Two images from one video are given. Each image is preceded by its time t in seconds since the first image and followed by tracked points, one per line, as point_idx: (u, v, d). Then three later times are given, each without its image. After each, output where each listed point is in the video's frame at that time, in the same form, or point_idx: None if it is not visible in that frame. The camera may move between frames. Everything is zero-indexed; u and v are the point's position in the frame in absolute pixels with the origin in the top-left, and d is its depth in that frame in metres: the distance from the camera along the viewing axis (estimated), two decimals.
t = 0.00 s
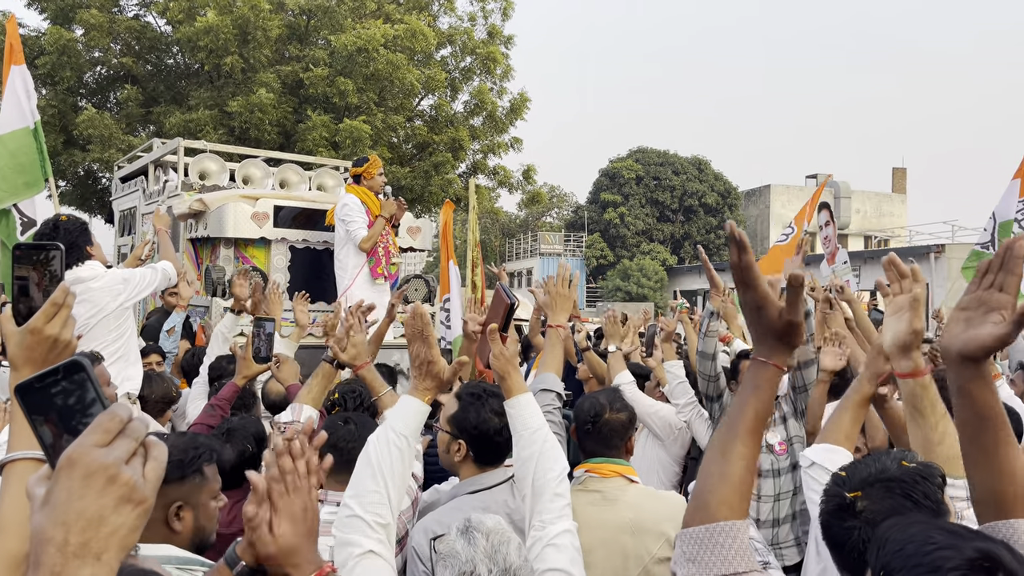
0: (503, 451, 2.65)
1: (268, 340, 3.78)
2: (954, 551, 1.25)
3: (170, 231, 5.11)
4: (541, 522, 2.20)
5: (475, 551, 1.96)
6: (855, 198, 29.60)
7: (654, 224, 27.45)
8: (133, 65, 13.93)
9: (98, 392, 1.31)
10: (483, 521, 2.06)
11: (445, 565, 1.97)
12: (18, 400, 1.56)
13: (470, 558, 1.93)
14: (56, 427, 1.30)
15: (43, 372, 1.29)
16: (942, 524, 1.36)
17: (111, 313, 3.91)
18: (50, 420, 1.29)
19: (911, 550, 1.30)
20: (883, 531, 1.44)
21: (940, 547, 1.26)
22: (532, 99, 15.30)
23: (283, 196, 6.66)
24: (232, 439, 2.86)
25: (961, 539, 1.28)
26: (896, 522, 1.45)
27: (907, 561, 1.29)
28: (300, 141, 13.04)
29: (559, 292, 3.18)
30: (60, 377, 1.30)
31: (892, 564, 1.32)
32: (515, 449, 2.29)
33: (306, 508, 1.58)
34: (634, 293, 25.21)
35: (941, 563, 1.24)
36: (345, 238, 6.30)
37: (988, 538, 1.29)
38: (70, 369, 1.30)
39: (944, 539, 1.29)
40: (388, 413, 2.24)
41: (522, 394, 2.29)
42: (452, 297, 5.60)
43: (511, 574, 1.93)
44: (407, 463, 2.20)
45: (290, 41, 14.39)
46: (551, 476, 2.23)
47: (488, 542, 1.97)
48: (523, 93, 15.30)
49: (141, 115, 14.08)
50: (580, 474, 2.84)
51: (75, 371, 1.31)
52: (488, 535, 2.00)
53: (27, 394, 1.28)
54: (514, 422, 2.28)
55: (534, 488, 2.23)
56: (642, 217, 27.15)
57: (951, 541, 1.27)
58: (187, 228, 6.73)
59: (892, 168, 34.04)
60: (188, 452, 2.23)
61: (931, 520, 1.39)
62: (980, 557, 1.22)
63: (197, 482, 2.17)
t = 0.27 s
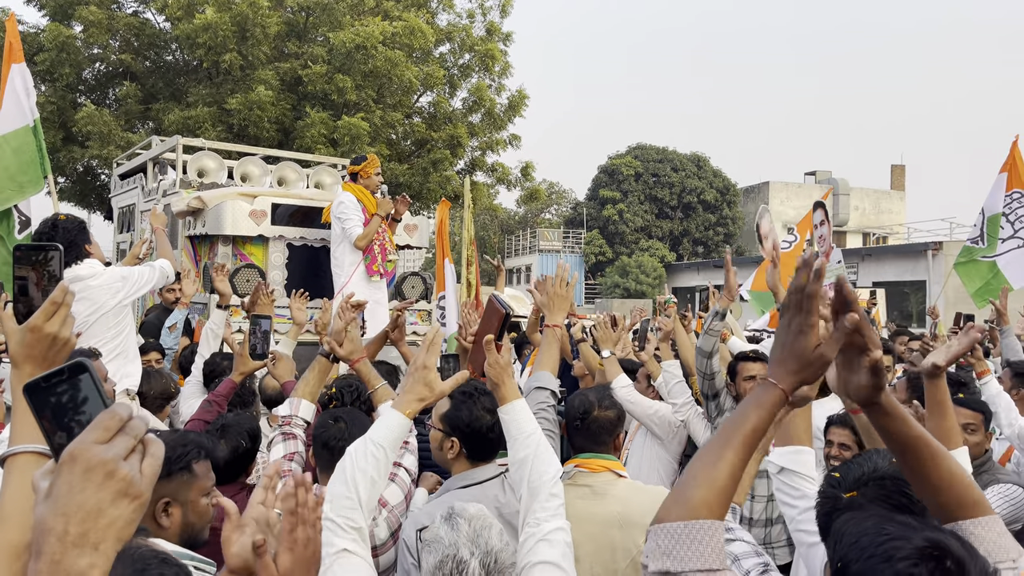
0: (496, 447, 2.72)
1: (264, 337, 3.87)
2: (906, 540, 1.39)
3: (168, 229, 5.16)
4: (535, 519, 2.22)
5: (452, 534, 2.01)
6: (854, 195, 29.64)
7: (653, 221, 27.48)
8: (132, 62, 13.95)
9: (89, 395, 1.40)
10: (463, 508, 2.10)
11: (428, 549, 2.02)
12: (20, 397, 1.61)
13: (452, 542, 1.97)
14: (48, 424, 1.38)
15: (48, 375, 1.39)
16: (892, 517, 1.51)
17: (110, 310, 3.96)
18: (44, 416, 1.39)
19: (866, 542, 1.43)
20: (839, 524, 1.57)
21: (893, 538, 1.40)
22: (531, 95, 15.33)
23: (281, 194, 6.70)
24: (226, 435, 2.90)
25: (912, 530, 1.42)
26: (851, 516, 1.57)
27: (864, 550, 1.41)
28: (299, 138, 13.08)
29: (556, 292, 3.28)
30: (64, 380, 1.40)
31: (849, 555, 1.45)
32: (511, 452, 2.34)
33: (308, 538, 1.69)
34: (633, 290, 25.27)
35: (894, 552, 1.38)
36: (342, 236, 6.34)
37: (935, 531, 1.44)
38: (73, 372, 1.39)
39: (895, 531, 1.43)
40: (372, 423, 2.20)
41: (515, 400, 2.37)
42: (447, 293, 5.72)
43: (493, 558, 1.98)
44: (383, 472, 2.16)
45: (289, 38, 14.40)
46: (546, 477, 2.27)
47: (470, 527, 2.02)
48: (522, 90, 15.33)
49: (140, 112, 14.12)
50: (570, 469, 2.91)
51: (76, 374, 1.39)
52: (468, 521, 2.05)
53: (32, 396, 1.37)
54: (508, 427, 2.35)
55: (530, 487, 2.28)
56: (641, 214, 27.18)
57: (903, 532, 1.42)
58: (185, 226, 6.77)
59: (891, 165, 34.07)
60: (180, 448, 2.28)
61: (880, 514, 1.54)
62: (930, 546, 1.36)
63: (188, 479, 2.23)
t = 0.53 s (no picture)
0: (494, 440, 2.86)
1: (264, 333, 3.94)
2: (859, 522, 1.55)
3: (171, 228, 5.23)
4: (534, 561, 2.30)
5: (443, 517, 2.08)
6: (855, 192, 29.65)
7: (654, 219, 27.51)
8: (134, 60, 14.00)
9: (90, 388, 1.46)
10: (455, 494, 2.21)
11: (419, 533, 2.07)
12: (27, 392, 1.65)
13: (443, 523, 2.04)
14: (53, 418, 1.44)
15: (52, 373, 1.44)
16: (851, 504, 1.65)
17: (114, 307, 4.02)
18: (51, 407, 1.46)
19: (827, 527, 1.58)
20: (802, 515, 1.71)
21: (851, 522, 1.55)
22: (532, 93, 15.37)
23: (282, 192, 6.76)
24: (223, 430, 2.96)
25: (868, 514, 1.58)
26: (813, 507, 1.71)
27: (826, 533, 1.56)
28: (300, 136, 13.14)
29: (554, 294, 3.37)
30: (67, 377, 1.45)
31: (812, 540, 1.59)
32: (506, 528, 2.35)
33: None
34: (634, 287, 25.34)
35: (851, 534, 1.53)
36: (342, 234, 6.41)
37: (891, 514, 1.59)
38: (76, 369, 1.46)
39: (853, 516, 1.58)
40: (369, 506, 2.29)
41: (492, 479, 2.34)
42: (446, 290, 5.77)
43: (481, 536, 2.03)
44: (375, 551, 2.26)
45: (291, 36, 14.43)
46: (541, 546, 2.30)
47: (459, 510, 2.08)
48: (523, 87, 15.37)
49: (143, 109, 14.18)
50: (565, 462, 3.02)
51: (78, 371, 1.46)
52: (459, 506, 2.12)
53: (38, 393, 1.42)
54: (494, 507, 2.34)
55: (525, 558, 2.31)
56: (642, 211, 27.22)
57: (860, 516, 1.57)
58: (187, 223, 6.84)
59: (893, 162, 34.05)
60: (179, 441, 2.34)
61: (840, 502, 1.69)
62: (884, 526, 1.52)
63: (188, 471, 2.29)
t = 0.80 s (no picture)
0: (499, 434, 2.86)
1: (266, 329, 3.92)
2: (841, 507, 1.58)
3: (175, 226, 5.27)
4: None
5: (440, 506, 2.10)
6: (858, 189, 29.63)
7: (657, 216, 27.52)
8: (137, 58, 14.04)
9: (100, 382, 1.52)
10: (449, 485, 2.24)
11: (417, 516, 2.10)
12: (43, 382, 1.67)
13: (439, 500, 2.07)
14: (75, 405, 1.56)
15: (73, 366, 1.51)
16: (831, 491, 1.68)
17: (121, 304, 4.06)
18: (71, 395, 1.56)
19: (810, 513, 1.60)
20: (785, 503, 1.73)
21: (832, 506, 1.58)
22: (534, 90, 15.39)
23: (286, 190, 6.79)
24: (227, 424, 2.99)
25: (847, 500, 1.61)
26: (798, 492, 1.72)
27: (809, 518, 1.58)
28: (303, 134, 13.17)
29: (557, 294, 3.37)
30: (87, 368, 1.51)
31: (795, 526, 1.61)
32: None
33: None
34: (637, 285, 25.37)
35: (832, 518, 1.56)
36: (345, 233, 6.46)
37: (870, 500, 1.63)
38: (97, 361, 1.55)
39: (835, 501, 1.60)
40: None
41: None
42: (450, 287, 5.81)
43: (475, 511, 2.07)
44: None
45: (293, 34, 14.46)
46: None
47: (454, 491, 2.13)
48: (525, 85, 15.40)
49: (146, 108, 14.22)
50: (568, 453, 3.13)
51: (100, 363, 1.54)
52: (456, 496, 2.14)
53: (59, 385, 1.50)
54: None
55: None
56: (645, 209, 27.23)
57: (841, 502, 1.59)
58: (192, 221, 6.88)
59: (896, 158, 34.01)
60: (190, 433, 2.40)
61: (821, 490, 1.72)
62: (863, 512, 1.55)
63: (198, 462, 2.34)
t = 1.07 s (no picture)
0: (501, 429, 2.88)
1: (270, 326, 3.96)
2: (826, 501, 1.61)
3: (179, 225, 5.28)
4: None
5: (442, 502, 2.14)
6: (860, 184, 29.60)
7: (658, 212, 27.51)
8: (138, 56, 14.05)
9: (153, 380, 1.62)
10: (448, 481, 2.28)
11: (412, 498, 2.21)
12: (52, 374, 1.66)
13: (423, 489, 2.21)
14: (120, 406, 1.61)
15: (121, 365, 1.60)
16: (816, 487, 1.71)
17: (126, 301, 4.08)
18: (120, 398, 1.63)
19: (795, 509, 1.62)
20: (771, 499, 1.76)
21: (816, 501, 1.61)
22: (535, 87, 15.39)
23: (288, 187, 6.80)
24: (232, 419, 3.01)
25: (831, 494, 1.64)
26: (784, 491, 1.75)
27: (794, 512, 1.62)
28: (304, 131, 13.18)
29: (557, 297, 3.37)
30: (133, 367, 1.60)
31: (781, 520, 1.64)
32: None
33: None
34: (638, 281, 25.38)
35: (816, 511, 1.59)
36: (346, 231, 6.50)
37: (854, 493, 1.67)
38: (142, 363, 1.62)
39: (819, 497, 1.63)
40: None
41: None
42: (452, 283, 5.82)
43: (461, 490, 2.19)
44: None
45: (294, 32, 14.46)
46: None
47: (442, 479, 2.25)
48: (526, 81, 15.40)
49: (147, 105, 14.23)
50: (570, 448, 3.17)
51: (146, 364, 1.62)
52: (458, 493, 2.17)
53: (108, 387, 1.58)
54: None
55: None
56: (647, 205, 27.23)
57: (824, 496, 1.63)
58: (194, 218, 6.90)
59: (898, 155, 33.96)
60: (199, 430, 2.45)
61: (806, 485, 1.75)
62: (846, 504, 1.59)
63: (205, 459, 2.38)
